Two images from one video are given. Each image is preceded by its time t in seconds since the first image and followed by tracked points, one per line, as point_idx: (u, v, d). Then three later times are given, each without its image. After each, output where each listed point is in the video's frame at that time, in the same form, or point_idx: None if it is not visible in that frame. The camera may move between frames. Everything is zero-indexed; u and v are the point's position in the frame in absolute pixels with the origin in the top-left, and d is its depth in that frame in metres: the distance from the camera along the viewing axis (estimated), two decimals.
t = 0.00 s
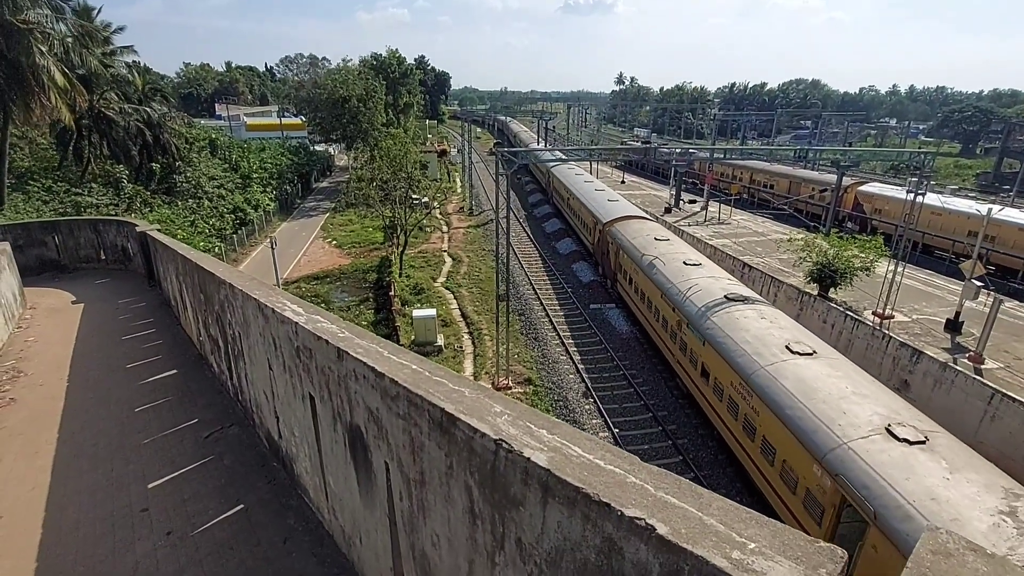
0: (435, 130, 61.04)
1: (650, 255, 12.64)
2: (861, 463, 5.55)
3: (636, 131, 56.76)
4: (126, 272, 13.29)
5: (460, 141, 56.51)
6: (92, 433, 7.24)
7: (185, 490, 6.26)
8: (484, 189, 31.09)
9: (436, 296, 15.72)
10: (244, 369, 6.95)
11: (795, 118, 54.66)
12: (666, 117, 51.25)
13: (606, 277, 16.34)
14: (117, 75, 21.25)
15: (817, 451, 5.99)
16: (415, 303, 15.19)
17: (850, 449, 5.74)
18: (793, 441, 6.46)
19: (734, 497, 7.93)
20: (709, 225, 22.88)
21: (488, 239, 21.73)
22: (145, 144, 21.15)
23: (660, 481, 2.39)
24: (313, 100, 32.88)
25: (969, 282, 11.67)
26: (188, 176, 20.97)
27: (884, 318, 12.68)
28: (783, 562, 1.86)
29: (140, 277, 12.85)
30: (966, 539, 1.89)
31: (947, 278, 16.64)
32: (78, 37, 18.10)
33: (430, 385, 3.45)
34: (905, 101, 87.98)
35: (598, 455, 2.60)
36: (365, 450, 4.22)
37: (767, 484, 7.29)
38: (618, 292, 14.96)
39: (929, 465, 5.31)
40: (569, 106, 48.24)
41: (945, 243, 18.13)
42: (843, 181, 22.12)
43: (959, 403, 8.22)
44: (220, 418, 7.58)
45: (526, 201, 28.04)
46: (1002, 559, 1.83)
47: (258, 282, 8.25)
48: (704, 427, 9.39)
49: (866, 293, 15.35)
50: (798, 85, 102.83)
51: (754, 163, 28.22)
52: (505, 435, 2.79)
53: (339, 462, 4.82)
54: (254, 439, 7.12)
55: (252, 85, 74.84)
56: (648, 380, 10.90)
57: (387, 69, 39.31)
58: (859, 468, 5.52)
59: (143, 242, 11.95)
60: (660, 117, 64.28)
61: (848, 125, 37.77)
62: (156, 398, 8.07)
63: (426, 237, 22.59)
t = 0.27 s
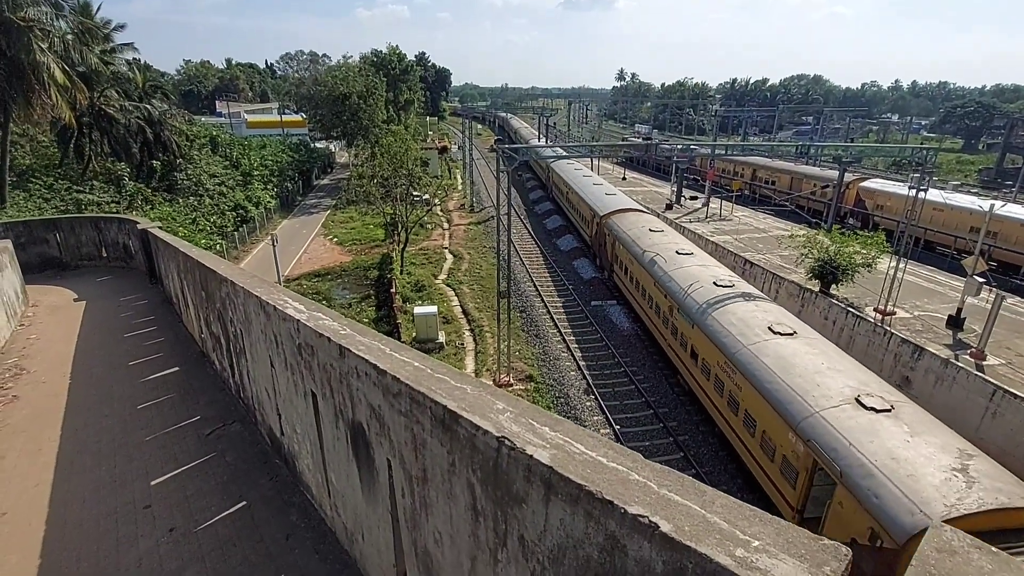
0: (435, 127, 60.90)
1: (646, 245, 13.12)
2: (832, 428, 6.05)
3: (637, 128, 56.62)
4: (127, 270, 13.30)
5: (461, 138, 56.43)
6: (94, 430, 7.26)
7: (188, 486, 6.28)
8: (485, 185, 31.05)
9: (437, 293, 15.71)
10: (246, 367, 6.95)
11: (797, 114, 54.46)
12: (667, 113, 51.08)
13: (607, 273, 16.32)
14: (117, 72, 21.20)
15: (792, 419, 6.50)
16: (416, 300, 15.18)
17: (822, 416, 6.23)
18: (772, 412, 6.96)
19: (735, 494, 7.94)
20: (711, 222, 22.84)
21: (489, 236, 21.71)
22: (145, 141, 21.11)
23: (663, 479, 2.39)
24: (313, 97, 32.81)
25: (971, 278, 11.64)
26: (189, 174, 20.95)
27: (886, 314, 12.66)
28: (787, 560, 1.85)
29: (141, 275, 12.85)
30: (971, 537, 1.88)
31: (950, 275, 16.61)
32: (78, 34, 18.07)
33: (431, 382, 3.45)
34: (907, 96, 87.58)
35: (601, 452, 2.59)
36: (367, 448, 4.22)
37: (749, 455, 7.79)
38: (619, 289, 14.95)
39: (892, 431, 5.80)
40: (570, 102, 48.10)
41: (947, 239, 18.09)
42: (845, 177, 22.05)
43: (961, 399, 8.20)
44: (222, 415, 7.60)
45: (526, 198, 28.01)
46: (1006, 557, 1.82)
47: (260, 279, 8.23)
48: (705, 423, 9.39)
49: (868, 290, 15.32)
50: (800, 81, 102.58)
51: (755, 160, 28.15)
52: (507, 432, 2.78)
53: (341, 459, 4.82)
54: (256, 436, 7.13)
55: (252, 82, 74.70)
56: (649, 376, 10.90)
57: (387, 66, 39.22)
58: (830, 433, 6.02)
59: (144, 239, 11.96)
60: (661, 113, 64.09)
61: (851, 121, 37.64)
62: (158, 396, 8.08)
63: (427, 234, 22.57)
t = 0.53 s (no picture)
0: (435, 126, 60.84)
1: (639, 237, 13.56)
2: (807, 398, 6.58)
3: (638, 126, 56.52)
4: (129, 270, 13.31)
5: (462, 137, 56.39)
6: (96, 430, 7.27)
7: (189, 486, 6.29)
8: (486, 184, 31.03)
9: (438, 292, 15.70)
10: (247, 367, 6.95)
11: (798, 111, 54.36)
12: (668, 111, 51.00)
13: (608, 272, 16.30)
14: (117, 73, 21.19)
15: (772, 393, 6.98)
16: (417, 299, 15.18)
17: (799, 390, 6.73)
18: (753, 387, 7.47)
19: (736, 492, 7.94)
20: (712, 220, 22.81)
21: (489, 235, 21.70)
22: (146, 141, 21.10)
23: (663, 478, 2.38)
24: (313, 96, 32.79)
25: (973, 275, 11.61)
26: (189, 174, 20.95)
27: (887, 312, 12.64)
28: (788, 558, 1.85)
29: (143, 275, 12.87)
30: (972, 534, 1.88)
31: (951, 272, 16.58)
32: (78, 35, 18.08)
33: (431, 381, 3.45)
34: (908, 93, 87.36)
35: (601, 451, 2.59)
36: (367, 447, 4.22)
37: (732, 430, 8.30)
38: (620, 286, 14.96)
39: (861, 401, 6.31)
40: (570, 100, 48.04)
41: (948, 236, 18.06)
42: (846, 174, 21.99)
43: (963, 397, 8.18)
44: (223, 414, 7.61)
45: (527, 197, 28.00)
46: (1007, 555, 1.82)
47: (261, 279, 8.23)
48: (707, 421, 9.38)
49: (870, 287, 15.30)
50: (800, 78, 102.45)
51: (757, 157, 28.08)
52: (507, 431, 2.78)
53: (341, 459, 4.82)
54: (257, 436, 7.13)
55: (252, 82, 74.65)
56: (651, 374, 10.91)
57: (387, 65, 39.19)
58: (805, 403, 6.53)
59: (145, 239, 11.97)
60: (662, 111, 64.01)
61: (852, 118, 37.55)
62: (159, 396, 8.09)
63: (428, 233, 22.56)
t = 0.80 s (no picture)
0: (436, 126, 60.83)
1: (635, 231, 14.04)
2: (785, 374, 7.15)
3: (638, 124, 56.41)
4: (130, 271, 13.35)
5: (462, 136, 56.34)
6: (99, 431, 7.30)
7: (191, 486, 6.31)
8: (486, 183, 31.02)
9: (439, 292, 15.72)
10: (248, 367, 6.98)
11: (799, 109, 54.28)
12: (669, 110, 50.94)
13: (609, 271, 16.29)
14: (117, 74, 21.21)
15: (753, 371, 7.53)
16: (418, 299, 15.19)
17: (778, 367, 7.30)
18: (737, 366, 8.04)
19: (737, 490, 7.95)
20: (713, 218, 22.79)
21: (490, 234, 21.71)
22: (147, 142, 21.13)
23: (662, 475, 2.39)
24: (313, 96, 32.80)
25: (975, 272, 11.59)
26: (190, 174, 20.98)
27: (889, 310, 12.64)
28: (785, 554, 1.86)
29: (144, 275, 12.90)
30: (969, 530, 1.89)
31: (953, 269, 16.55)
32: (79, 36, 18.11)
33: (431, 380, 3.47)
34: (909, 90, 87.17)
35: (601, 449, 2.60)
36: (369, 446, 4.24)
37: (718, 408, 8.86)
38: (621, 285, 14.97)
39: (835, 375, 6.89)
40: (571, 99, 48.02)
41: (950, 234, 18.02)
42: (848, 171, 21.96)
43: (965, 394, 8.18)
44: (225, 415, 7.63)
45: (528, 196, 28.02)
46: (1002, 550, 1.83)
47: (262, 280, 8.24)
48: (708, 420, 9.38)
49: (871, 285, 15.28)
50: (801, 76, 102.19)
51: (758, 155, 28.03)
52: (507, 429, 2.79)
53: (343, 458, 4.84)
54: (259, 436, 7.16)
55: (253, 82, 74.68)
56: (652, 373, 10.92)
57: (387, 65, 39.16)
58: (784, 379, 7.10)
59: (146, 240, 12.00)
60: (662, 109, 63.91)
61: (853, 116, 37.49)
62: (162, 396, 8.11)
63: (429, 232, 22.57)
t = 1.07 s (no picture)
0: (436, 125, 60.80)
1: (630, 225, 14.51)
2: (766, 353, 7.65)
3: (638, 123, 56.40)
4: (131, 271, 13.37)
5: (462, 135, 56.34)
6: (100, 431, 7.32)
7: (193, 485, 6.34)
8: (486, 183, 31.01)
9: (439, 291, 15.74)
10: (249, 366, 7.00)
11: (798, 107, 54.27)
12: (668, 108, 50.93)
13: (609, 270, 16.31)
14: (117, 74, 21.21)
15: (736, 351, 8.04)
16: (418, 298, 15.22)
17: (760, 347, 7.79)
18: (722, 348, 8.54)
19: (737, 487, 7.98)
20: (713, 217, 22.81)
21: (490, 233, 21.73)
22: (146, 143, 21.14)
23: (662, 470, 2.42)
24: (313, 96, 32.80)
25: (975, 270, 11.60)
26: (190, 175, 21.01)
27: (889, 308, 12.65)
28: (783, 547, 1.88)
29: (145, 276, 12.92)
30: (965, 523, 1.90)
31: (953, 267, 16.57)
32: (78, 37, 18.12)
33: (433, 378, 3.49)
34: (909, 87, 87.13)
35: (601, 445, 2.62)
36: (370, 444, 4.26)
37: (705, 388, 9.34)
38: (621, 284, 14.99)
39: (811, 353, 7.39)
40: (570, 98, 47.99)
41: (950, 231, 18.03)
42: (847, 169, 21.95)
43: (965, 391, 8.20)
44: (227, 414, 7.65)
45: (527, 195, 28.04)
46: (998, 543, 1.85)
47: (262, 279, 8.26)
48: (708, 418, 9.41)
49: (871, 283, 15.30)
50: (800, 73, 102.14)
51: (758, 153, 28.03)
52: (508, 426, 2.82)
53: (344, 456, 4.87)
54: (260, 435, 7.18)
55: (252, 82, 74.61)
56: (653, 371, 10.95)
57: (387, 64, 39.15)
58: (764, 357, 7.60)
59: (146, 240, 12.02)
60: (662, 108, 63.88)
61: (852, 114, 37.49)
62: (163, 396, 8.14)
63: (428, 232, 22.58)
